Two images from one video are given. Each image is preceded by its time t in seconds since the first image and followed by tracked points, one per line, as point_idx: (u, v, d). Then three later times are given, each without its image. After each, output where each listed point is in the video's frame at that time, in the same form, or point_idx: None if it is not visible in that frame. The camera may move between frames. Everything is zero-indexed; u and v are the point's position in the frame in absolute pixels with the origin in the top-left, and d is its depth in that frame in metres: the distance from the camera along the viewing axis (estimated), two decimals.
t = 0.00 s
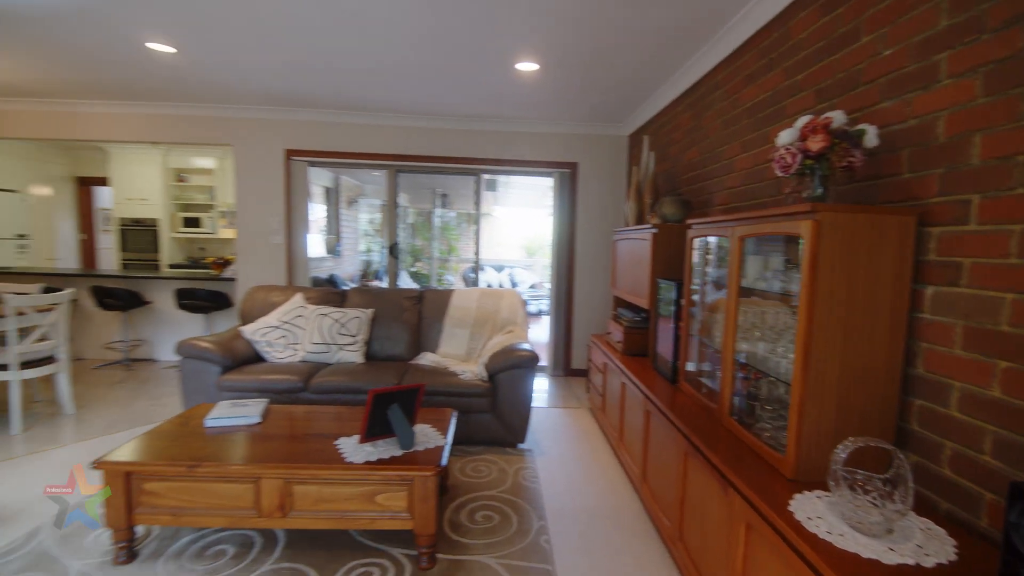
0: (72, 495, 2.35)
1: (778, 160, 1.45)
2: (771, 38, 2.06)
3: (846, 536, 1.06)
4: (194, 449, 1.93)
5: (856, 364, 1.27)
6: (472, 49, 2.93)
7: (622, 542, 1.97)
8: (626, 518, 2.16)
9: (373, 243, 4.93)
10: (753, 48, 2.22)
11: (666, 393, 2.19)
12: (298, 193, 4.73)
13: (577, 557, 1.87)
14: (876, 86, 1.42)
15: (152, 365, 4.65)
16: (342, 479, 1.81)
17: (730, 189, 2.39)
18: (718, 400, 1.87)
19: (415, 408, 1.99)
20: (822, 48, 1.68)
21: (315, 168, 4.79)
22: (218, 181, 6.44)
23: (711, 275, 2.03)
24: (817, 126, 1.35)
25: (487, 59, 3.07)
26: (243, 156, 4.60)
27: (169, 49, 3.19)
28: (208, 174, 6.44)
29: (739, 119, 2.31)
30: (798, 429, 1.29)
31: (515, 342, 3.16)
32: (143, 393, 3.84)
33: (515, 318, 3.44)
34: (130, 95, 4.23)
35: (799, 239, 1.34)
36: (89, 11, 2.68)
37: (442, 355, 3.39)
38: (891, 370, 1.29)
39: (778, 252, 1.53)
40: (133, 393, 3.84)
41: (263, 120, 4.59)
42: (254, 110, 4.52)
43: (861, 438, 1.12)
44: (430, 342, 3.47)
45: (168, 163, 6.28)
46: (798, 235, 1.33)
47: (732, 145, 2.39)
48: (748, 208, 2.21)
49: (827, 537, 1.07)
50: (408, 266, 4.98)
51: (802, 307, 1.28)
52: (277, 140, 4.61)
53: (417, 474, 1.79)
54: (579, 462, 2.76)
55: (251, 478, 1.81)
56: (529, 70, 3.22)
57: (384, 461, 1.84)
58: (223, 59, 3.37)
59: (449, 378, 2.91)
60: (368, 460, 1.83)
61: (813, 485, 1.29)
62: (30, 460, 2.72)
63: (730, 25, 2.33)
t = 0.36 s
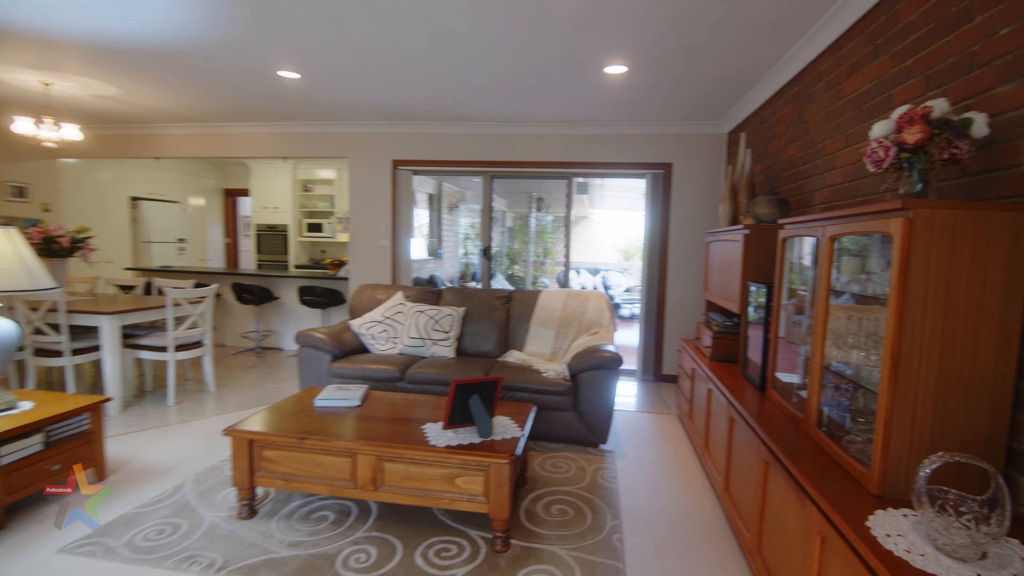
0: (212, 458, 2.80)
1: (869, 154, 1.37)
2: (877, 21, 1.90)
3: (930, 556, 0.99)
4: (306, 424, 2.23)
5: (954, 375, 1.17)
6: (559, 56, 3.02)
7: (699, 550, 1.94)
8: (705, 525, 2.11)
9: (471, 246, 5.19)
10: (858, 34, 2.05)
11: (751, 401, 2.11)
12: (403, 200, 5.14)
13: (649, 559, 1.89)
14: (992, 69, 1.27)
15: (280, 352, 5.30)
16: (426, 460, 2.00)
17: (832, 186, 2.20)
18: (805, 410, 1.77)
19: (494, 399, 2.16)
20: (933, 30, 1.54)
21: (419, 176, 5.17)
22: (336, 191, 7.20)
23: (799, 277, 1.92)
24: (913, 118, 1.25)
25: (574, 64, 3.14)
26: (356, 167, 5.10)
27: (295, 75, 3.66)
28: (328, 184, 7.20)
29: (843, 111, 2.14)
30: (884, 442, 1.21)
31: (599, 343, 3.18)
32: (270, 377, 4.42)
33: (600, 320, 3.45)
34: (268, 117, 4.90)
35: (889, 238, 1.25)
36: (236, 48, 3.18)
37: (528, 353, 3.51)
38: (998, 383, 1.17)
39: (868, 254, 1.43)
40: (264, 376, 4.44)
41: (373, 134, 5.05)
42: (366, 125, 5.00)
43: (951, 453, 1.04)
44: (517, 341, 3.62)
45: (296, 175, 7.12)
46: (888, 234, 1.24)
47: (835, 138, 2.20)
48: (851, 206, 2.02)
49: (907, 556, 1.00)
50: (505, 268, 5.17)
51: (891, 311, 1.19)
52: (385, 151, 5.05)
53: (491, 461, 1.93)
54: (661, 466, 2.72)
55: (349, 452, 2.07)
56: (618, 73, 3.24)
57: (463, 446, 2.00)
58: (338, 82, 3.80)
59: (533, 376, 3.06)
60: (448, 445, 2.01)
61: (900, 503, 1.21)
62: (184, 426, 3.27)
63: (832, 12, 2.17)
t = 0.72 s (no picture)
0: (294, 436, 3.10)
1: (933, 146, 1.31)
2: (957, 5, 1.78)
3: (980, 557, 0.98)
4: (375, 406, 2.44)
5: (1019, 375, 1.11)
6: (619, 56, 3.05)
7: (751, 549, 1.92)
8: (761, 527, 2.08)
9: (537, 246, 5.31)
10: (938, 18, 1.93)
11: (813, 403, 2.04)
12: (471, 201, 5.35)
13: (698, 555, 1.91)
14: None
15: (356, 344, 5.69)
16: (483, 444, 2.14)
17: (909, 179, 2.07)
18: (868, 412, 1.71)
19: (547, 390, 2.26)
20: (1014, 12, 1.44)
21: (487, 178, 5.35)
22: (409, 194, 7.59)
23: (863, 274, 1.84)
24: (983, 107, 1.19)
25: (636, 64, 3.16)
26: (427, 170, 5.37)
27: (371, 86, 3.94)
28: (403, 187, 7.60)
29: (921, 101, 2.01)
30: (940, 443, 1.17)
31: (659, 343, 3.17)
32: (347, 367, 4.77)
33: (661, 319, 3.43)
34: (348, 126, 5.28)
35: (951, 232, 1.20)
36: (320, 64, 3.49)
37: (588, 350, 3.56)
38: None
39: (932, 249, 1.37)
40: (342, 365, 4.80)
41: (443, 139, 5.30)
42: (437, 130, 5.26)
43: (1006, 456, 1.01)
44: (577, 338, 3.68)
45: (374, 179, 7.58)
46: (950, 227, 1.19)
47: (913, 130, 2.07)
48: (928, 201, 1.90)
49: (952, 554, 0.99)
50: (571, 268, 5.23)
51: (951, 307, 1.15)
52: (454, 155, 5.28)
53: (544, 448, 2.04)
54: (720, 467, 2.68)
55: (412, 433, 2.24)
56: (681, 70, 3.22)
57: (518, 433, 2.12)
58: (410, 90, 4.04)
59: (591, 372, 3.11)
60: (502, 431, 2.14)
61: (956, 506, 1.17)
62: (272, 407, 3.63)
63: None
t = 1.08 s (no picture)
0: (358, 422, 3.34)
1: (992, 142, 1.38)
2: None
3: None
4: (429, 396, 2.60)
5: None
6: (673, 55, 3.05)
7: (799, 551, 1.90)
8: (812, 531, 2.04)
9: (594, 246, 5.35)
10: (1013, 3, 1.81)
11: (871, 408, 1.98)
12: (528, 202, 5.44)
13: (743, 554, 1.90)
14: None
15: (417, 340, 5.96)
16: (528, 435, 2.23)
17: (982, 175, 1.96)
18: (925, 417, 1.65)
19: (593, 386, 2.33)
20: None
21: (543, 180, 5.45)
22: (469, 195, 7.82)
23: (922, 275, 1.78)
24: None
25: (689, 62, 3.14)
26: (485, 173, 5.54)
27: (432, 94, 4.14)
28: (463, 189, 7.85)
29: (995, 92, 1.90)
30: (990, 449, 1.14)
31: (712, 343, 3.13)
32: (408, 360, 5.02)
33: (716, 319, 3.38)
34: (411, 132, 5.55)
35: (1007, 232, 1.17)
36: (384, 75, 3.73)
37: (639, 350, 3.58)
38: None
39: (990, 249, 1.32)
40: (403, 359, 5.06)
41: (501, 141, 5.45)
42: (495, 134, 5.41)
43: None
44: (629, 337, 3.70)
45: (436, 181, 7.87)
46: (1006, 227, 1.16)
47: (987, 123, 1.95)
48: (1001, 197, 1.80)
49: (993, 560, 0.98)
50: (630, 269, 5.23)
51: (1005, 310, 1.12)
52: (511, 157, 5.41)
53: (587, 441, 2.11)
54: (773, 470, 2.63)
55: (463, 422, 2.37)
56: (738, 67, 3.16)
57: (562, 426, 2.20)
58: (469, 96, 4.21)
59: (641, 371, 3.12)
60: (548, 423, 2.23)
61: (1007, 514, 1.14)
62: (339, 395, 3.91)
63: None
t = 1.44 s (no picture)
0: (405, 413, 3.49)
1: None
2: None
3: None
4: (470, 388, 2.70)
5: None
6: (717, 51, 3.02)
7: (840, 555, 1.88)
8: (856, 536, 2.00)
9: (640, 246, 5.32)
10: None
11: (923, 412, 1.91)
12: (574, 201, 5.51)
13: (779, 555, 1.89)
14: None
15: (464, 337, 6.12)
16: (565, 428, 2.29)
17: None
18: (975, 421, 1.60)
19: (629, 382, 2.37)
20: None
21: (588, 179, 5.49)
22: (516, 195, 7.91)
23: (974, 274, 1.71)
24: None
25: (735, 58, 3.09)
26: (530, 173, 5.62)
27: (479, 97, 4.26)
28: (510, 189, 7.97)
29: None
30: None
31: (758, 343, 3.09)
32: (454, 356, 5.18)
33: (763, 320, 3.33)
34: (459, 135, 5.71)
35: None
36: (432, 80, 3.87)
37: (682, 349, 3.56)
38: None
39: None
40: (450, 354, 5.22)
41: (546, 142, 5.51)
42: (540, 134, 5.48)
43: None
44: (672, 337, 3.68)
45: (484, 182, 8.04)
46: None
47: None
48: None
49: None
50: (679, 269, 5.17)
51: None
52: (557, 157, 5.46)
53: (623, 435, 2.15)
54: (820, 474, 2.56)
55: (502, 414, 2.46)
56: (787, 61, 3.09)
57: (598, 420, 2.25)
58: (514, 99, 4.30)
59: (682, 371, 3.10)
60: (583, 417, 2.28)
61: None
62: (388, 388, 4.09)
63: None
